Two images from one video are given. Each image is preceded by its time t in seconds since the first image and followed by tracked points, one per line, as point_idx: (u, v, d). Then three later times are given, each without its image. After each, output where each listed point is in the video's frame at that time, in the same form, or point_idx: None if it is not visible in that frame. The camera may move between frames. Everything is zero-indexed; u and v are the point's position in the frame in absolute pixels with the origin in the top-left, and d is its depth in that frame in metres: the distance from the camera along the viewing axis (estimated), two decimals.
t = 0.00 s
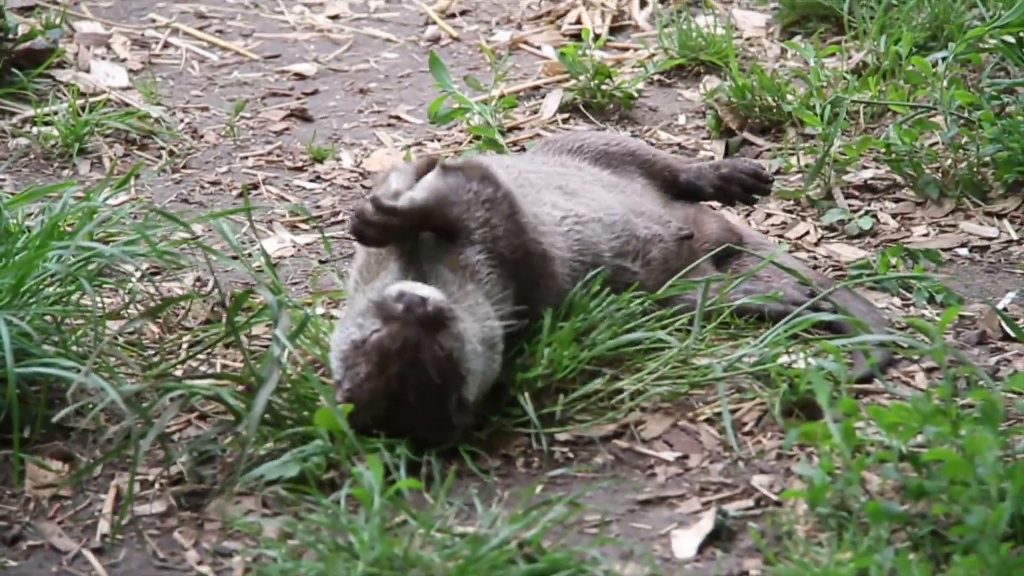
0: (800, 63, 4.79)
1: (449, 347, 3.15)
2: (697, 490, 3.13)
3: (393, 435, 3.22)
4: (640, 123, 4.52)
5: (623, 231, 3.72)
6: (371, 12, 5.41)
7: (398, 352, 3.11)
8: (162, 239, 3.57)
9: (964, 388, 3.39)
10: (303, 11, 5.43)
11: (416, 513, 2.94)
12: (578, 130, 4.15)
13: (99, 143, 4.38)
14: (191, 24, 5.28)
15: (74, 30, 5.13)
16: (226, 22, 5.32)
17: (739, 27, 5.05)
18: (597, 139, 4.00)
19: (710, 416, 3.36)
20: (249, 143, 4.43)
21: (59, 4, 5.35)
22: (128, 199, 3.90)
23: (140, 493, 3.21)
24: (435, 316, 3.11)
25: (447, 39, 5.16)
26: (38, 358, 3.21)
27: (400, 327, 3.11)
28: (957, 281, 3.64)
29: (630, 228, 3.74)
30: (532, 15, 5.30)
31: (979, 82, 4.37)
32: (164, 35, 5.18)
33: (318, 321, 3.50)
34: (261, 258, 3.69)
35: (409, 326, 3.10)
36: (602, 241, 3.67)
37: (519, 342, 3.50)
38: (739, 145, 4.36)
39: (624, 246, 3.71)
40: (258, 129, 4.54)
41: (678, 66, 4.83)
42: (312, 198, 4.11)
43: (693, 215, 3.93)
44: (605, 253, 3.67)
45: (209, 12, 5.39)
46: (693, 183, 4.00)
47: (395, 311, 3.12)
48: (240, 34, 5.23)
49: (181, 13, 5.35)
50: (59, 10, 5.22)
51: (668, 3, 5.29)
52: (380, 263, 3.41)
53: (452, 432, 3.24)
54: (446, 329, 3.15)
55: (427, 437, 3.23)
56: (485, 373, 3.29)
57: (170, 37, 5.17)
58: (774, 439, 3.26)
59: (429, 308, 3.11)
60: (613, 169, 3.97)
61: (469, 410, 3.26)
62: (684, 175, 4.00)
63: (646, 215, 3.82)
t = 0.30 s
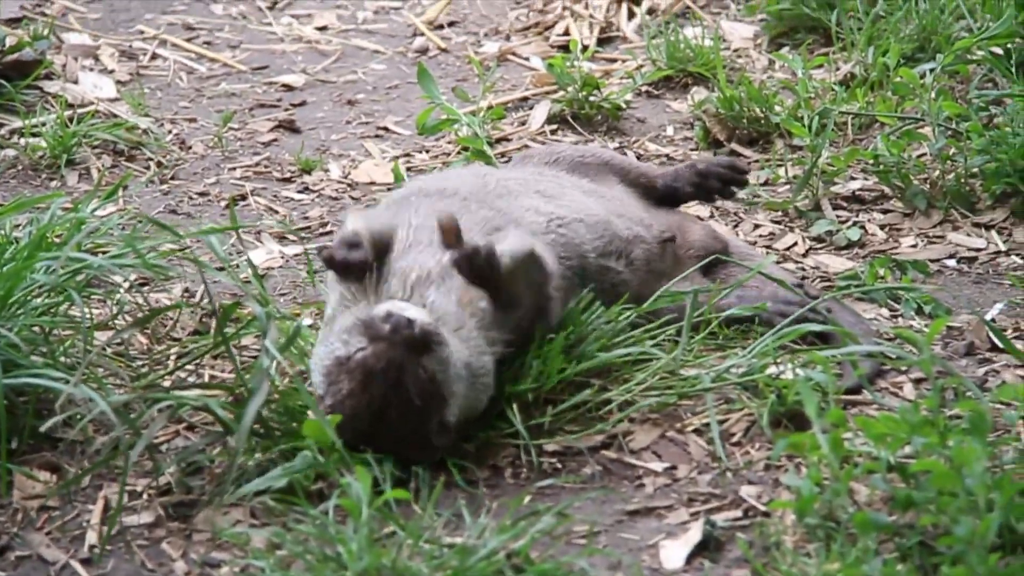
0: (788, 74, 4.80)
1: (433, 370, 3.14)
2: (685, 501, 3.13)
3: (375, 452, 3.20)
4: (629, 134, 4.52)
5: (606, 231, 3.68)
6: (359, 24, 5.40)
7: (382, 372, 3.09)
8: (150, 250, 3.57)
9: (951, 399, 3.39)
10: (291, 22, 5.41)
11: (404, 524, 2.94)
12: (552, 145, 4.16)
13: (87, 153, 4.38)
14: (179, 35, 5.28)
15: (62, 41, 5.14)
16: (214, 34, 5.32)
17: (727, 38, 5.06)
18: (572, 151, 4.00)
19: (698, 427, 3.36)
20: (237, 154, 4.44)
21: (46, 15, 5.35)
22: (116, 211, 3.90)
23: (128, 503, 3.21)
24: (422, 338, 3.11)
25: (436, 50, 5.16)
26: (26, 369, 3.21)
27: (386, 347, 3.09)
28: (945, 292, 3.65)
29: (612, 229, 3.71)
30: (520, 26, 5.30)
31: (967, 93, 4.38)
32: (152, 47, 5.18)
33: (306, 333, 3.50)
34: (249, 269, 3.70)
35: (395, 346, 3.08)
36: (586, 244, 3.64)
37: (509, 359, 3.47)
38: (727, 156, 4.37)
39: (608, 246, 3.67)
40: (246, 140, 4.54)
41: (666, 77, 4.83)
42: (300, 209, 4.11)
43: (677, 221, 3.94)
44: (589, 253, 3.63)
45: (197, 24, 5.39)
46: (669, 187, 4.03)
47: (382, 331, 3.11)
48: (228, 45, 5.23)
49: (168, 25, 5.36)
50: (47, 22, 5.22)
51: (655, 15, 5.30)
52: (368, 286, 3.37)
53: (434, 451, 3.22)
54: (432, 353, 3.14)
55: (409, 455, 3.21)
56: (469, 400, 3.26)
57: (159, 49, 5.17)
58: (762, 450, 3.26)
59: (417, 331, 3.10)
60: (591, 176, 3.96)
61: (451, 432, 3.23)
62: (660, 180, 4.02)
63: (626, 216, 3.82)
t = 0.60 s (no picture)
0: (779, 82, 4.80)
1: (388, 382, 3.09)
2: (675, 509, 3.13)
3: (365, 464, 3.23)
4: (620, 141, 4.53)
5: (572, 227, 3.72)
6: (351, 30, 5.39)
7: (335, 394, 3.08)
8: (141, 256, 3.57)
9: (941, 407, 3.39)
10: (282, 28, 5.42)
11: (394, 531, 2.94)
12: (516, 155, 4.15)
13: (78, 160, 4.38)
14: (171, 41, 5.28)
15: (53, 47, 5.13)
16: (206, 40, 5.32)
17: (718, 46, 5.07)
18: (532, 157, 4.01)
19: (689, 434, 3.36)
20: (228, 161, 4.44)
21: (38, 21, 5.35)
22: (106, 217, 3.91)
23: (118, 510, 3.21)
24: (367, 354, 3.06)
25: (427, 57, 5.16)
26: (16, 375, 3.20)
27: (333, 369, 3.07)
28: (936, 301, 3.65)
29: (578, 225, 3.74)
30: (512, 34, 5.30)
31: (958, 102, 4.38)
32: (144, 53, 5.18)
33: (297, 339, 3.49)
34: (239, 275, 3.69)
35: (341, 368, 3.06)
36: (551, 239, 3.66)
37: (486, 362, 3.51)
38: (718, 164, 4.37)
39: (576, 239, 3.70)
40: (238, 146, 4.54)
41: (658, 84, 4.83)
42: (291, 215, 4.12)
43: (649, 223, 3.96)
44: (558, 246, 3.65)
45: (188, 29, 5.39)
46: (636, 186, 4.05)
47: (327, 354, 3.07)
48: (220, 51, 5.23)
49: (160, 31, 5.36)
50: (38, 28, 5.22)
51: (647, 22, 5.30)
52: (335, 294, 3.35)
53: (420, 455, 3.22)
54: (382, 364, 3.09)
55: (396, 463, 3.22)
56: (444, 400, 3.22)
57: (150, 55, 5.17)
58: (752, 457, 3.26)
59: (359, 348, 3.05)
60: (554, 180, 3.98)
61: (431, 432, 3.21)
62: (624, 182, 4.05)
63: (593, 212, 3.83)
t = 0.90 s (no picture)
0: (770, 88, 4.80)
1: (376, 340, 3.11)
2: (666, 515, 3.13)
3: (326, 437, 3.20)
4: (611, 147, 4.53)
5: (587, 243, 3.72)
6: (342, 36, 5.39)
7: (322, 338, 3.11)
8: (131, 261, 3.57)
9: (932, 413, 3.39)
10: (273, 34, 5.41)
11: (384, 536, 2.94)
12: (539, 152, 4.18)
13: (69, 165, 4.38)
14: (162, 47, 5.28)
15: (44, 52, 5.13)
16: (197, 45, 5.31)
17: (709, 52, 5.07)
18: (552, 157, 4.02)
19: (680, 440, 3.36)
20: (219, 166, 4.44)
21: (28, 26, 5.35)
22: (96, 223, 3.91)
23: (107, 515, 3.21)
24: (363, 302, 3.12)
25: (419, 63, 5.16)
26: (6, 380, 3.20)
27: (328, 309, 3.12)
28: (926, 307, 3.66)
29: (591, 239, 3.75)
30: (502, 40, 5.30)
31: (948, 108, 4.38)
32: (135, 58, 5.18)
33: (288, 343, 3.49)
34: (230, 280, 3.69)
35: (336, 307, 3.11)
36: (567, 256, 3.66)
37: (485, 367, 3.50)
38: (709, 170, 4.37)
39: (589, 257, 3.70)
40: (228, 151, 4.54)
41: (648, 91, 4.83)
42: (281, 221, 4.12)
43: (652, 234, 3.94)
44: (575, 268, 3.66)
45: (179, 35, 5.39)
46: (652, 198, 4.03)
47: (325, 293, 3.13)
48: (211, 56, 5.22)
49: (151, 36, 5.36)
50: (29, 33, 5.22)
51: (638, 28, 5.30)
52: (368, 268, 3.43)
53: (387, 435, 3.20)
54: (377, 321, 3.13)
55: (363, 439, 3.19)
56: (428, 382, 3.21)
57: (141, 60, 5.17)
58: (743, 463, 3.26)
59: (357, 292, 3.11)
60: (568, 185, 3.99)
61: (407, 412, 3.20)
62: (641, 191, 4.03)
63: (606, 227, 3.83)
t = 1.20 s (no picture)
0: (759, 94, 4.81)
1: (375, 292, 3.25)
2: (654, 520, 3.13)
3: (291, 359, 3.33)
4: (600, 152, 4.53)
5: (583, 254, 3.67)
6: (331, 40, 5.39)
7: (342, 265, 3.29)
8: (120, 264, 3.57)
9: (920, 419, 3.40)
10: (263, 38, 5.41)
11: (373, 541, 2.94)
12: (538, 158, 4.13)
13: (57, 169, 4.38)
14: (151, 51, 5.28)
15: (33, 56, 5.13)
16: (186, 49, 5.31)
17: (699, 57, 5.08)
18: (552, 165, 3.97)
19: (669, 445, 3.36)
20: (208, 170, 4.44)
21: (17, 29, 5.34)
22: (85, 227, 3.90)
23: (95, 519, 3.20)
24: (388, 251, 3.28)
25: (408, 68, 5.16)
26: None
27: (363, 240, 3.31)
28: (915, 313, 3.67)
29: (588, 249, 3.70)
30: (492, 44, 5.30)
31: (938, 115, 4.39)
32: (124, 62, 5.17)
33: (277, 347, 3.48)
34: (220, 283, 3.70)
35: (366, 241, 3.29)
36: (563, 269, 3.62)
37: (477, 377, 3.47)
38: (699, 175, 4.37)
39: (583, 267, 3.66)
40: (217, 155, 4.54)
41: (638, 96, 4.84)
42: (271, 225, 4.12)
43: (649, 240, 3.89)
44: (568, 281, 3.62)
45: (168, 39, 5.38)
46: (652, 210, 3.99)
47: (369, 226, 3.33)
48: (200, 60, 5.22)
49: (140, 40, 5.35)
50: (17, 36, 5.21)
51: (627, 33, 5.30)
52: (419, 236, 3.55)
53: (335, 384, 3.29)
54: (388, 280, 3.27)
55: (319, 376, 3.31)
56: (393, 357, 3.29)
57: (130, 64, 5.17)
58: (731, 468, 3.26)
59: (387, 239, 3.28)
60: (567, 192, 3.94)
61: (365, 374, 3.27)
62: (641, 202, 3.98)
63: (603, 237, 3.77)
